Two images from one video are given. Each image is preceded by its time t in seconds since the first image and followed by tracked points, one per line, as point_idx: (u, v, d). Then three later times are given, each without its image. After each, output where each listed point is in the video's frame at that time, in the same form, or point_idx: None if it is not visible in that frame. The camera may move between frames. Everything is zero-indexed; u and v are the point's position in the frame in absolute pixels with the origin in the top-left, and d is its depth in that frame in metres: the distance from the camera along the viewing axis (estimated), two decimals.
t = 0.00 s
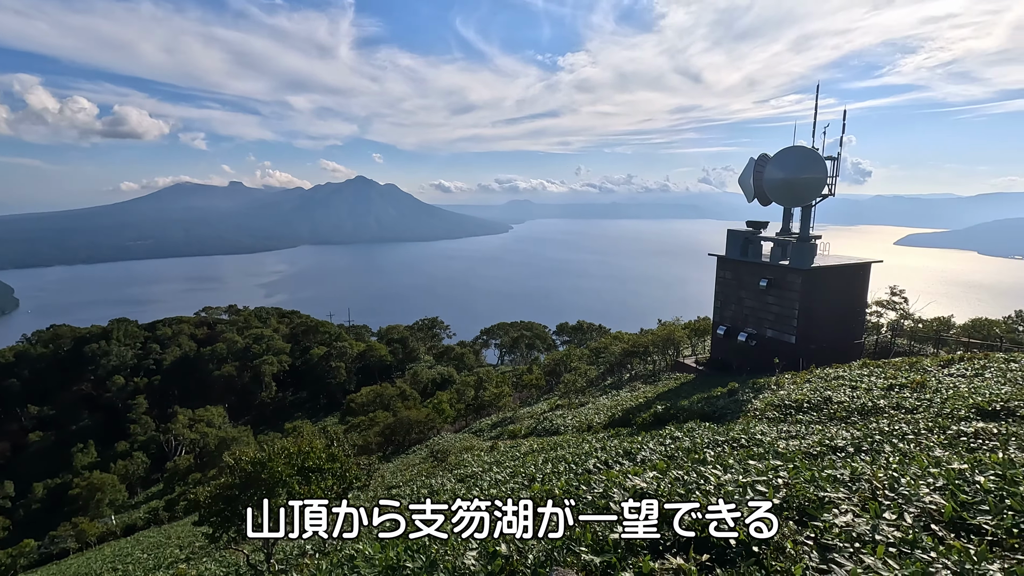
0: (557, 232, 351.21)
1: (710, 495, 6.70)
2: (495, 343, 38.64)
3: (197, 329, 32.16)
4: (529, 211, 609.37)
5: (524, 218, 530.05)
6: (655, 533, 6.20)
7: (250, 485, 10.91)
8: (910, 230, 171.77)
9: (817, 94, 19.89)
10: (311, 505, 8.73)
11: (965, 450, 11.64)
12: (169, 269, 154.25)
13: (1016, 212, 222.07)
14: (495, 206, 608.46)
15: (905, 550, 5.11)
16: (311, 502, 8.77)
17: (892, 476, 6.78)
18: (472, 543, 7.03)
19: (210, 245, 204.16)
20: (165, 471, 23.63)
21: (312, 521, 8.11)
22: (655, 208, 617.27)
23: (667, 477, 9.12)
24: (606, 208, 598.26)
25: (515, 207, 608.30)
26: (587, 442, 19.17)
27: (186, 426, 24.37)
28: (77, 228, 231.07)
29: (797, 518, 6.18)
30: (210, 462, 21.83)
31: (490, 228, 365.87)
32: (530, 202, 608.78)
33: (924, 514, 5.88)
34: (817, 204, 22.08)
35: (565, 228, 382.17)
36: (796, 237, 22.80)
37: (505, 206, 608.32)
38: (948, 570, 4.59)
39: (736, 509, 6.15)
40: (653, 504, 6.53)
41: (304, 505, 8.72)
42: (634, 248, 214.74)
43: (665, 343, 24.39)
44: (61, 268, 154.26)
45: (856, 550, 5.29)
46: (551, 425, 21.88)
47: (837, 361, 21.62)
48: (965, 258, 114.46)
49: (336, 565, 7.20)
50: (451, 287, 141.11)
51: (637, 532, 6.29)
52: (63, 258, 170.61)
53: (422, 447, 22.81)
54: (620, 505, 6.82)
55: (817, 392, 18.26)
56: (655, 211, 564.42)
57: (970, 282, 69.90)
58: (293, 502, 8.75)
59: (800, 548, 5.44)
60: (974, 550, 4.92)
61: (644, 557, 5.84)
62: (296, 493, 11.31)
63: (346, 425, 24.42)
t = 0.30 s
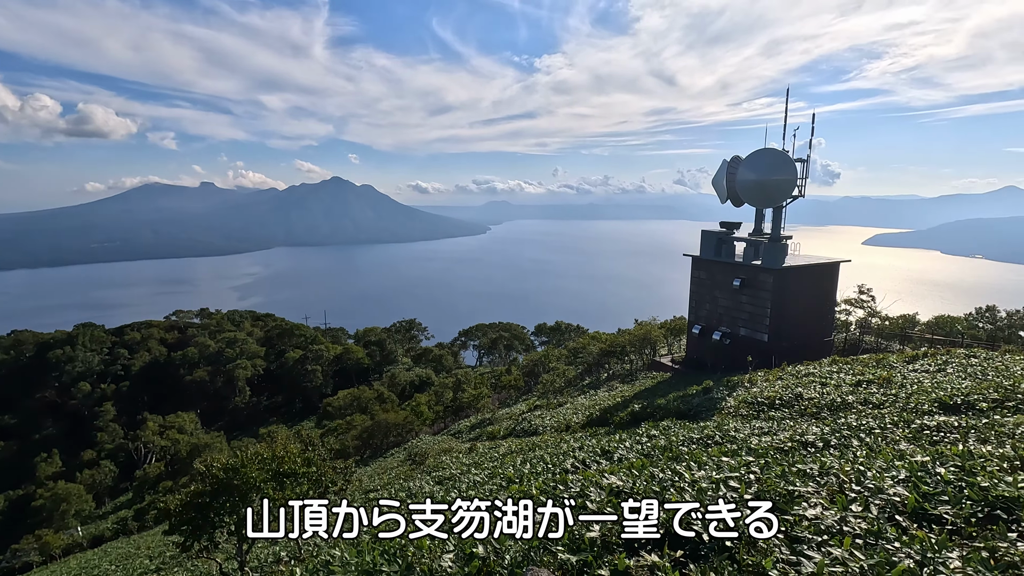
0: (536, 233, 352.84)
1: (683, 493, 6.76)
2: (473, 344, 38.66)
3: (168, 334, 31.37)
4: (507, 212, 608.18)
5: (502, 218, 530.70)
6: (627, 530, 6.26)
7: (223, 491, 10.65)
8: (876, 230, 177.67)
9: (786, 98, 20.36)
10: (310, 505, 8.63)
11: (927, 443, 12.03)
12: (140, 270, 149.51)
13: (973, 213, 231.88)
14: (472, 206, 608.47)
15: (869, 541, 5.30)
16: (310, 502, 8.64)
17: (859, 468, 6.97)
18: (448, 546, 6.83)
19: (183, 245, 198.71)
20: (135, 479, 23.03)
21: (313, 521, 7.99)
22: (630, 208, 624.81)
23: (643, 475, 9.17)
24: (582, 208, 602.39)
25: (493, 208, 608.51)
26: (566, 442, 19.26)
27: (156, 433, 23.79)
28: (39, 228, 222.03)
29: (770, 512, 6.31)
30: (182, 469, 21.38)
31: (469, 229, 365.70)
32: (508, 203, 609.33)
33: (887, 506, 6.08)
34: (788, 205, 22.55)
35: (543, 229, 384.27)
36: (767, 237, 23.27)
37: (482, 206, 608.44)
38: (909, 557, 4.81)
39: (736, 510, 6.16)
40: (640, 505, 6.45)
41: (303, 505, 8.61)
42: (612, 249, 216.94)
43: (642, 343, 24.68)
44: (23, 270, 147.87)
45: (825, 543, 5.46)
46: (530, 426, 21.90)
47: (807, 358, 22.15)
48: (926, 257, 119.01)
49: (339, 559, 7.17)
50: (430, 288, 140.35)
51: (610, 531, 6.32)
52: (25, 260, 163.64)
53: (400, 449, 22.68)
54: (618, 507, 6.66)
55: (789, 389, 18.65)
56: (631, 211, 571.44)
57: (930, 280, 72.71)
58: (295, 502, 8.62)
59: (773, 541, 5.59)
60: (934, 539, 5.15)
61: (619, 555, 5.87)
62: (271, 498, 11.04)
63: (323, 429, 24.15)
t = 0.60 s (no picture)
0: (512, 235, 353.90)
1: (660, 491, 6.83)
2: (450, 346, 38.60)
3: (134, 339, 30.49)
4: (483, 214, 608.45)
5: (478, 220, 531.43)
6: (606, 528, 6.33)
7: (193, 501, 10.33)
8: (843, 232, 183.60)
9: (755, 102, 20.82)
10: (311, 504, 8.54)
11: (892, 437, 12.42)
12: (107, 273, 144.31)
13: (932, 214, 241.81)
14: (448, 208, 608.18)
15: (836, 533, 5.49)
16: (310, 502, 8.57)
17: (828, 463, 7.16)
18: (422, 553, 6.74)
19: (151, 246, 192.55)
20: (99, 490, 22.33)
21: (311, 521, 7.92)
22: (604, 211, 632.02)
23: (618, 475, 9.22)
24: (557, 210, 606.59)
25: (468, 210, 608.50)
26: (543, 443, 19.32)
27: (121, 442, 23.08)
28: None
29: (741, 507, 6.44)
30: (150, 478, 20.83)
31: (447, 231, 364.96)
32: (483, 205, 609.87)
33: (853, 499, 6.24)
34: (759, 207, 22.98)
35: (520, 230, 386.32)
36: (739, 238, 23.67)
37: (458, 208, 608.35)
38: (874, 549, 5.01)
39: (736, 510, 6.17)
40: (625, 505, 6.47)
41: (303, 504, 8.51)
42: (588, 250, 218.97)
43: (617, 344, 24.97)
44: None
45: (795, 535, 5.62)
46: (507, 428, 21.92)
47: (778, 356, 22.62)
48: (889, 256, 123.59)
49: (315, 564, 7.05)
50: (408, 291, 139.32)
51: (587, 531, 6.38)
52: None
53: (377, 454, 22.45)
54: (618, 506, 6.61)
55: (761, 387, 19.05)
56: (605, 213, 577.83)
57: (890, 279, 75.60)
58: (292, 503, 8.52)
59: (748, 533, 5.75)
60: (898, 530, 5.36)
61: (596, 554, 5.93)
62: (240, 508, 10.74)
63: (297, 435, 23.78)
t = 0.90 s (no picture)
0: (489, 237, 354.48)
1: (637, 491, 6.85)
2: (426, 349, 38.39)
3: (96, 346, 29.42)
4: (459, 215, 608.35)
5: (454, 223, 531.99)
6: (584, 530, 6.37)
7: (161, 512, 10.01)
8: (810, 233, 188.98)
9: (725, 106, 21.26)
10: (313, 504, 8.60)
11: (858, 433, 12.77)
12: (69, 277, 138.47)
13: (893, 216, 251.09)
14: (423, 210, 608.08)
15: (808, 528, 5.58)
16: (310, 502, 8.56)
17: (798, 460, 7.29)
18: (399, 560, 6.59)
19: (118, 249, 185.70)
20: (60, 504, 21.47)
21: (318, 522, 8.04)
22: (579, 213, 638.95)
23: (595, 475, 9.25)
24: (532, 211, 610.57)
25: (444, 212, 608.43)
26: (520, 445, 19.29)
27: (83, 453, 22.22)
28: None
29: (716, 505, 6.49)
30: (114, 490, 20.19)
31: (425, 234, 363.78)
32: (459, 207, 610.23)
33: (824, 494, 6.33)
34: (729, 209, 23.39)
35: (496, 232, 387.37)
36: (710, 239, 24.09)
37: (433, 210, 608.21)
38: (842, 541, 5.14)
39: (735, 510, 6.13)
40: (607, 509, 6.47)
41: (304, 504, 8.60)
42: (565, 252, 220.88)
43: (593, 345, 25.18)
44: None
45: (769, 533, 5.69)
46: (483, 431, 21.85)
47: (750, 355, 23.06)
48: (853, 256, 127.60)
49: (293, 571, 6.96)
50: (385, 294, 138.06)
51: (566, 533, 6.38)
52: None
53: (352, 460, 22.15)
54: (618, 505, 6.55)
55: (733, 386, 19.42)
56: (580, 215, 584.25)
57: (852, 279, 78.17)
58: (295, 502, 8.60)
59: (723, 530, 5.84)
60: (866, 524, 5.50)
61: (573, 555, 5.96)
62: (210, 521, 10.30)
63: (268, 442, 23.29)
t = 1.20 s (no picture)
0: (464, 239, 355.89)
1: (610, 493, 6.85)
2: (400, 353, 38.14)
3: (53, 354, 28.26)
4: (432, 218, 608.90)
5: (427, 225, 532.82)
6: (558, 533, 6.36)
7: (123, 524, 9.68)
8: (778, 236, 194.01)
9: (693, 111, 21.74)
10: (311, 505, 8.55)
11: (824, 429, 13.14)
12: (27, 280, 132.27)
13: (855, 219, 259.71)
14: (395, 213, 608.18)
15: (774, 523, 5.71)
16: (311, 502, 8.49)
17: (766, 456, 7.39)
18: (371, 567, 6.44)
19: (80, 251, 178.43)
20: (15, 519, 20.60)
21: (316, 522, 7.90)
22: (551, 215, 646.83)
23: (571, 475, 9.24)
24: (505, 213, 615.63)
25: (417, 214, 608.61)
26: (495, 448, 19.24)
27: (40, 465, 21.19)
28: None
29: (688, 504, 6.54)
30: (72, 505, 19.64)
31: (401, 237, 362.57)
32: (431, 209, 611.05)
33: (790, 490, 6.47)
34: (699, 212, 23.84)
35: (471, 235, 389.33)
36: (681, 241, 24.48)
37: (406, 212, 608.38)
38: (809, 535, 5.28)
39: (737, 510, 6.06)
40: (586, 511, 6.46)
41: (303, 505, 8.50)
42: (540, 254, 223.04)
43: (567, 346, 25.40)
44: None
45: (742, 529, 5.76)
46: (458, 434, 21.74)
47: (719, 355, 23.51)
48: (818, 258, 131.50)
49: None
50: (361, 298, 136.74)
51: (541, 536, 6.39)
52: None
53: (324, 466, 21.80)
54: (617, 505, 6.44)
55: (703, 384, 19.77)
56: (552, 217, 591.54)
57: (814, 279, 80.59)
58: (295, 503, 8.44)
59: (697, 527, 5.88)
60: (831, 518, 5.62)
61: (549, 557, 5.95)
62: (174, 534, 9.83)
63: (236, 451, 22.74)
